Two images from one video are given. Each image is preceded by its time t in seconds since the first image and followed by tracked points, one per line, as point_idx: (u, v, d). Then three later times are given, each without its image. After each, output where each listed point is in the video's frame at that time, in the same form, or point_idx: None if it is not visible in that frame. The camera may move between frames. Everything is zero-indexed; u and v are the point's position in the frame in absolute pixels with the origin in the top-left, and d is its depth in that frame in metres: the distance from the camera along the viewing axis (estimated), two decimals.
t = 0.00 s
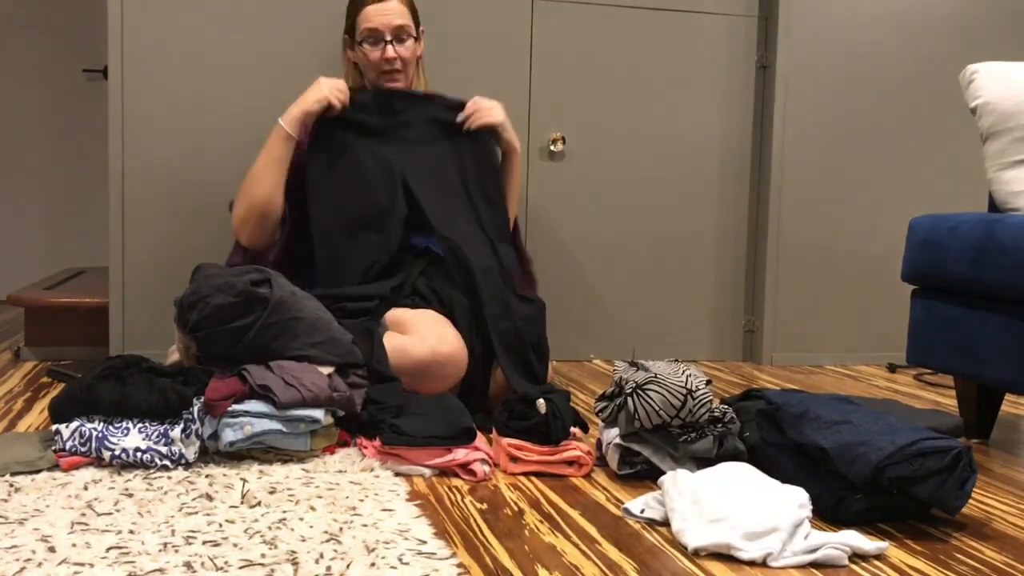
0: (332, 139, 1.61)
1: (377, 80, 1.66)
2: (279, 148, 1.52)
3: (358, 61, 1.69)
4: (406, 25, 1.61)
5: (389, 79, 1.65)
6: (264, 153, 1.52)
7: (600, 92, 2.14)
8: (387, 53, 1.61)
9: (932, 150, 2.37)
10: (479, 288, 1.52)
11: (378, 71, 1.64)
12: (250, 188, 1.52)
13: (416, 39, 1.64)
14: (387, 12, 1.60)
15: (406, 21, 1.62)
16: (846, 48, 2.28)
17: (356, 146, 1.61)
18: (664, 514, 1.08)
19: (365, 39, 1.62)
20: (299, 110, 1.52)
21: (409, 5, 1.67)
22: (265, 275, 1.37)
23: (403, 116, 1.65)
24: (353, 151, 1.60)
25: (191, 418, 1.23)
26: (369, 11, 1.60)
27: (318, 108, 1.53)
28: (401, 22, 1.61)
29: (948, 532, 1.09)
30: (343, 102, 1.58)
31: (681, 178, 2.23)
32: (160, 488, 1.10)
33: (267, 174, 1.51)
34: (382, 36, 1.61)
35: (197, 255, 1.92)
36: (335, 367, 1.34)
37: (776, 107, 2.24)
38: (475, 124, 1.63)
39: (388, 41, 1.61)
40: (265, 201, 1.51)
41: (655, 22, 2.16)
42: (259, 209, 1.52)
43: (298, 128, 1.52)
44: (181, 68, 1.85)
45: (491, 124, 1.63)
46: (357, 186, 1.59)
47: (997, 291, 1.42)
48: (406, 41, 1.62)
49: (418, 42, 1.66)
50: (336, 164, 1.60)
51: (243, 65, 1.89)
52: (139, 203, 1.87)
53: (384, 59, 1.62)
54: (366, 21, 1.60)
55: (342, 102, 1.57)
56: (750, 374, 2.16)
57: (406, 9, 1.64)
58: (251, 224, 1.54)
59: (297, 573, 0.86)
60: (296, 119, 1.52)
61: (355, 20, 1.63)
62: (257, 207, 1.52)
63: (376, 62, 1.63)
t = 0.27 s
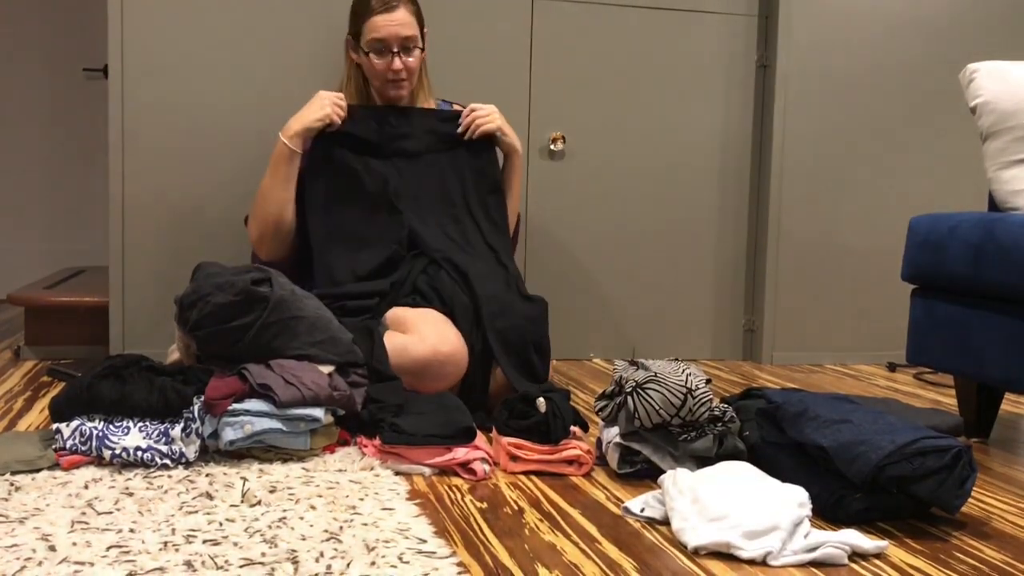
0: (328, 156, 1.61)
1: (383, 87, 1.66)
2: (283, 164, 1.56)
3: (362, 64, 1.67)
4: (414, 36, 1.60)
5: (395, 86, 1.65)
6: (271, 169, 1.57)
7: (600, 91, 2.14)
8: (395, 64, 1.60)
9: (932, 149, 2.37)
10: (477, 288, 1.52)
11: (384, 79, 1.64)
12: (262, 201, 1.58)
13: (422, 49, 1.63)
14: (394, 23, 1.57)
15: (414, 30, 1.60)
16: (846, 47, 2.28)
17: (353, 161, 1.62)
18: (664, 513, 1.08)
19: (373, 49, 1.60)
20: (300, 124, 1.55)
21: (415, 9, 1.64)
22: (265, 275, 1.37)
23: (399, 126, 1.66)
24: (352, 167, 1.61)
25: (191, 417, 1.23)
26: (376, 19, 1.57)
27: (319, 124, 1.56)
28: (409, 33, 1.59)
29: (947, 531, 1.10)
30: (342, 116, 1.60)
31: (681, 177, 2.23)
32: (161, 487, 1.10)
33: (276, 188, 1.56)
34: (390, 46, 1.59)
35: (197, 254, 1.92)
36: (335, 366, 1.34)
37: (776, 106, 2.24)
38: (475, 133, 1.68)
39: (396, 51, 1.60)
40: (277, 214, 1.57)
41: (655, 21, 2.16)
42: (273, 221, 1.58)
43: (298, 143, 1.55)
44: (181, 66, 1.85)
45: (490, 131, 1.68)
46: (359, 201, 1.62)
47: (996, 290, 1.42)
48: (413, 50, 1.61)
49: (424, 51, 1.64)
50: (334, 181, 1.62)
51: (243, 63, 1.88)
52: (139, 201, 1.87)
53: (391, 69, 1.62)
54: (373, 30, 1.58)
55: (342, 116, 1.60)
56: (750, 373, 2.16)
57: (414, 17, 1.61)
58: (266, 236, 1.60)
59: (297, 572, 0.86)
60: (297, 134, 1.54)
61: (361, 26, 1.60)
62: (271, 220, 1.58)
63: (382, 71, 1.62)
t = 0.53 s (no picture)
0: (329, 157, 1.60)
1: (386, 88, 1.65)
2: (283, 163, 1.56)
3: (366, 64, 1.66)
4: (419, 40, 1.59)
5: (398, 89, 1.65)
6: (272, 168, 1.57)
7: (600, 88, 2.14)
8: (400, 67, 1.59)
9: (932, 147, 2.37)
10: (477, 288, 1.52)
11: (388, 81, 1.63)
12: (263, 200, 1.58)
13: (427, 52, 1.62)
14: (401, 26, 1.56)
15: (421, 34, 1.59)
16: (846, 45, 2.27)
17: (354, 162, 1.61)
18: (664, 511, 1.08)
19: (378, 51, 1.59)
20: (299, 125, 1.54)
21: (421, 11, 1.62)
22: (265, 273, 1.37)
23: (400, 127, 1.66)
24: (353, 167, 1.60)
25: (191, 415, 1.23)
26: (383, 22, 1.56)
27: (319, 125, 1.55)
28: (414, 36, 1.58)
29: (947, 529, 1.10)
30: (342, 117, 1.59)
31: (682, 174, 2.23)
32: (161, 485, 1.10)
33: (277, 188, 1.57)
34: (396, 50, 1.58)
35: (197, 252, 1.92)
36: (335, 364, 1.34)
37: (776, 104, 2.24)
38: (479, 137, 1.67)
39: (401, 55, 1.59)
40: (278, 213, 1.57)
41: (655, 19, 2.16)
42: (274, 220, 1.58)
43: (297, 144, 1.54)
44: (181, 64, 1.85)
45: (494, 135, 1.66)
46: (359, 201, 1.61)
47: (996, 288, 1.42)
48: (418, 54, 1.60)
49: (429, 53, 1.63)
50: (334, 182, 1.61)
51: (243, 61, 1.88)
52: (139, 199, 1.86)
53: (396, 72, 1.61)
54: (380, 34, 1.56)
55: (342, 116, 1.59)
56: (750, 371, 2.16)
57: (420, 20, 1.60)
58: (268, 234, 1.60)
59: (297, 569, 0.86)
60: (296, 135, 1.54)
61: (367, 28, 1.58)
62: (272, 219, 1.58)
63: (386, 73, 1.61)
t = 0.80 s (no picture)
0: (328, 154, 1.61)
1: (386, 87, 1.64)
2: (281, 160, 1.55)
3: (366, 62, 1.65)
4: (420, 40, 1.57)
5: (398, 87, 1.64)
6: (269, 165, 1.56)
7: (601, 84, 2.14)
8: (401, 67, 1.58)
9: (933, 143, 2.37)
10: (477, 282, 1.52)
11: (388, 80, 1.62)
12: (261, 197, 1.58)
13: (428, 51, 1.61)
14: (402, 26, 1.55)
15: (423, 34, 1.58)
16: (847, 40, 2.27)
17: (354, 159, 1.62)
18: (664, 507, 1.08)
19: (379, 49, 1.58)
20: (297, 121, 1.53)
21: (423, 10, 1.61)
22: (265, 269, 1.37)
23: (398, 124, 1.66)
24: (352, 164, 1.61)
25: (191, 411, 1.23)
26: (384, 22, 1.55)
27: (317, 121, 1.55)
28: (415, 36, 1.57)
29: (946, 525, 1.10)
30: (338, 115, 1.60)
31: (682, 170, 2.23)
32: (161, 481, 1.11)
33: (274, 184, 1.56)
34: (397, 49, 1.57)
35: (197, 248, 1.91)
36: (335, 360, 1.34)
37: (777, 100, 2.24)
38: (476, 132, 1.66)
39: (401, 54, 1.58)
40: (276, 210, 1.57)
41: (655, 14, 2.15)
42: (273, 217, 1.58)
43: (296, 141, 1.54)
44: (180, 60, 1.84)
45: (492, 129, 1.66)
46: (359, 197, 1.61)
47: (996, 284, 1.42)
48: (420, 53, 1.59)
49: (430, 53, 1.62)
50: (335, 178, 1.62)
51: (242, 56, 1.88)
52: (139, 195, 1.86)
53: (396, 71, 1.59)
54: (381, 33, 1.55)
55: (339, 114, 1.60)
56: (750, 367, 2.16)
57: (422, 19, 1.58)
58: (267, 231, 1.60)
59: (297, 565, 0.86)
60: (294, 131, 1.53)
61: (368, 26, 1.57)
62: (271, 216, 1.58)
63: (386, 72, 1.60)
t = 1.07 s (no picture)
0: (326, 150, 1.61)
1: (385, 83, 1.64)
2: (279, 156, 1.54)
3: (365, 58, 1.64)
4: (420, 36, 1.57)
5: (398, 83, 1.63)
6: (266, 161, 1.55)
7: (601, 79, 2.13)
8: (400, 64, 1.58)
9: (933, 138, 2.37)
10: (477, 278, 1.52)
11: (387, 76, 1.62)
12: (259, 193, 1.57)
13: (427, 48, 1.61)
14: (402, 23, 1.54)
15: (422, 31, 1.57)
16: (848, 35, 2.27)
17: (353, 155, 1.62)
18: (664, 502, 1.08)
19: (378, 46, 1.57)
20: (294, 116, 1.53)
21: (422, 7, 1.60)
22: (265, 264, 1.37)
23: (397, 120, 1.66)
24: (351, 160, 1.61)
25: (192, 406, 1.23)
26: (384, 18, 1.54)
27: (314, 117, 1.55)
28: (415, 33, 1.56)
29: (946, 520, 1.10)
30: (336, 110, 1.60)
31: (682, 166, 2.23)
32: (161, 476, 1.11)
33: (273, 179, 1.56)
34: (396, 46, 1.57)
35: (197, 244, 1.91)
36: (335, 356, 1.34)
37: (777, 96, 2.23)
38: (476, 127, 1.66)
39: (401, 51, 1.57)
40: (274, 205, 1.57)
41: (656, 10, 2.15)
42: (271, 213, 1.57)
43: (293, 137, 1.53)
44: (180, 56, 1.84)
45: (492, 124, 1.66)
46: (359, 193, 1.61)
47: (996, 279, 1.42)
48: (419, 50, 1.59)
49: (429, 49, 1.62)
50: (334, 174, 1.61)
51: (242, 52, 1.87)
52: (139, 191, 1.86)
53: (395, 68, 1.59)
54: (381, 29, 1.55)
55: (336, 109, 1.60)
56: (750, 363, 2.16)
57: (422, 16, 1.58)
58: (265, 227, 1.60)
59: (297, 560, 0.86)
60: (291, 127, 1.53)
61: (367, 22, 1.57)
62: (269, 212, 1.57)
63: (386, 69, 1.60)
